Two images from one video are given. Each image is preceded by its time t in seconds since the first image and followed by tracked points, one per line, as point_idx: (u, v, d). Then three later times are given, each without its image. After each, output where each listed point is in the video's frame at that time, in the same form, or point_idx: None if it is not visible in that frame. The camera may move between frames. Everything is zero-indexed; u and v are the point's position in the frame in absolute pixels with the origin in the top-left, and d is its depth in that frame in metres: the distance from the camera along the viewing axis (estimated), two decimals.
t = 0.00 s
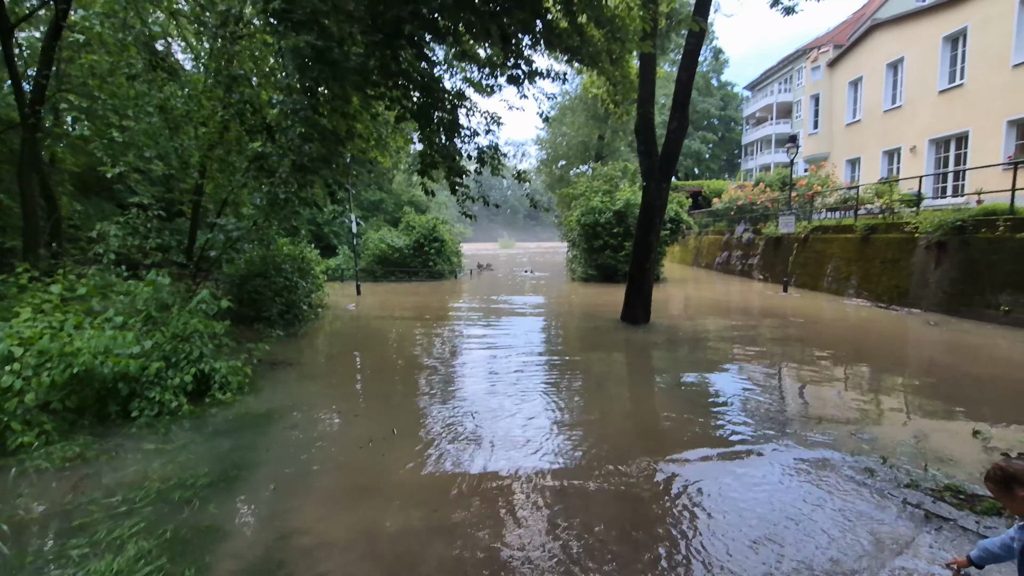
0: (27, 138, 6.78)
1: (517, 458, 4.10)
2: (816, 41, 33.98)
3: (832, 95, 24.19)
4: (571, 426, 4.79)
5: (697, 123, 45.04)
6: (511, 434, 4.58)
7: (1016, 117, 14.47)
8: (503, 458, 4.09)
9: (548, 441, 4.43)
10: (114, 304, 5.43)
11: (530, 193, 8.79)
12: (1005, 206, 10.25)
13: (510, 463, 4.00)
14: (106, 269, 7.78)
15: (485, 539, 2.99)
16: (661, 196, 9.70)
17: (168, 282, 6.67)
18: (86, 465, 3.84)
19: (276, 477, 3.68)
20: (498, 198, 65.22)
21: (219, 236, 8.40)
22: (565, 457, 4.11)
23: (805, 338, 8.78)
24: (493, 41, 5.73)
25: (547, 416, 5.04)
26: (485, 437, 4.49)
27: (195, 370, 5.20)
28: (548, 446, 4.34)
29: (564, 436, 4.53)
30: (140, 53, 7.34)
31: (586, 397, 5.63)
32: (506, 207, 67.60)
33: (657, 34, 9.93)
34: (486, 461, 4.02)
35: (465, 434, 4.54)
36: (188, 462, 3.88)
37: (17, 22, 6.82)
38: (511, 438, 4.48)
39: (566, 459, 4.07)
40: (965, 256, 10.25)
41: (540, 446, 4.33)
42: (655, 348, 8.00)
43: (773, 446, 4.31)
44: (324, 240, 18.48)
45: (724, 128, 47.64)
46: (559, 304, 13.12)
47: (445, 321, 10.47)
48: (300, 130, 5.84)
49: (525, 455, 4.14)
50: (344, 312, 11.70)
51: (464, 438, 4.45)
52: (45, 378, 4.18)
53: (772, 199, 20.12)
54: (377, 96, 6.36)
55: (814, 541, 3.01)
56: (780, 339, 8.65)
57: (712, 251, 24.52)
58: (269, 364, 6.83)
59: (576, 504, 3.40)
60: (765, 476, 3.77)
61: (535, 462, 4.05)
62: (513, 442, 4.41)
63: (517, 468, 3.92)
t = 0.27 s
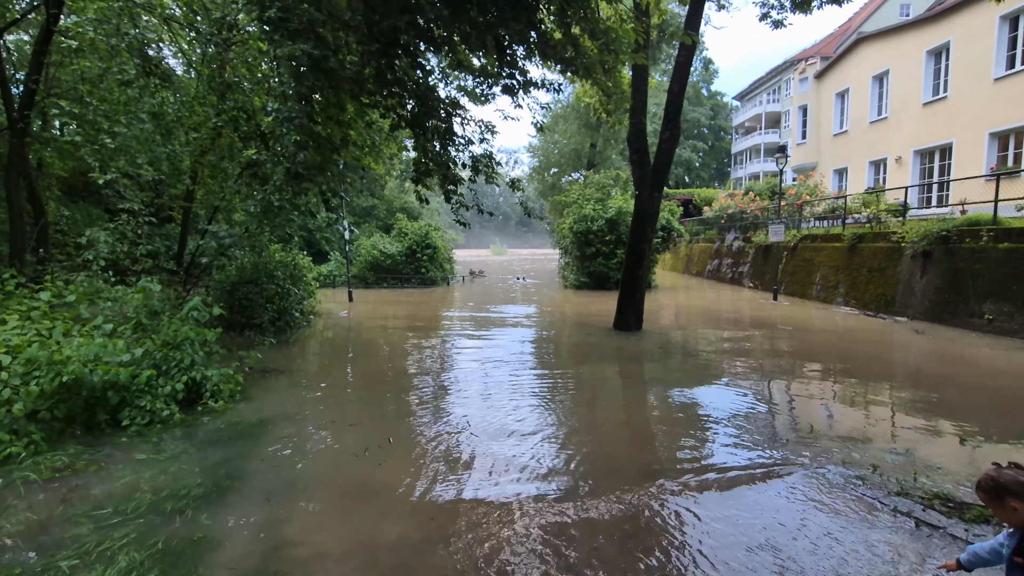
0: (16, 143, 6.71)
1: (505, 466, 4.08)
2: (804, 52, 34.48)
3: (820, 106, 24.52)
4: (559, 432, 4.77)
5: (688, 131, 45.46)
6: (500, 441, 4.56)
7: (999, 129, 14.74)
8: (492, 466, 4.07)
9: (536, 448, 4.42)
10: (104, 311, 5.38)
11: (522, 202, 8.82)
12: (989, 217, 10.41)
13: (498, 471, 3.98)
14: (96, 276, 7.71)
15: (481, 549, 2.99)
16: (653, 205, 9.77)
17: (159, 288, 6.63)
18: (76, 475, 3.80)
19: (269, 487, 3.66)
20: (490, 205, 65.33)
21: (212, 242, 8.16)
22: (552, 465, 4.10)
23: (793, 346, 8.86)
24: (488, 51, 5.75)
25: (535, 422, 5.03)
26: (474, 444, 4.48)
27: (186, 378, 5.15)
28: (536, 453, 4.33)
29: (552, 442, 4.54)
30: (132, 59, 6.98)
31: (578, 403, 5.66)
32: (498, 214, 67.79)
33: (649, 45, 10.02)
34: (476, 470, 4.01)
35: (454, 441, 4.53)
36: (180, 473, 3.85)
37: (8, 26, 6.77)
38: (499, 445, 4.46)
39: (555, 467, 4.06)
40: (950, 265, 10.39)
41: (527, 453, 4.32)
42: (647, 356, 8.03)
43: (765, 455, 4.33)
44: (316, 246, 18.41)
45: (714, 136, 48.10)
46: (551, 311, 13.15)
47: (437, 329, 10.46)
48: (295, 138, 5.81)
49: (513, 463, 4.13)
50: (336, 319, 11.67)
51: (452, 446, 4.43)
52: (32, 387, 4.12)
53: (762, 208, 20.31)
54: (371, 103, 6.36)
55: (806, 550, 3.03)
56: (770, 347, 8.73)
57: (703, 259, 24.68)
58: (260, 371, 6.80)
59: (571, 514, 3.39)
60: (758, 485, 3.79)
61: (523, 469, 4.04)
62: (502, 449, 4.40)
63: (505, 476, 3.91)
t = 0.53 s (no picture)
0: (14, 150, 6.71)
1: (500, 477, 4.06)
2: (799, 64, 34.80)
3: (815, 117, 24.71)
4: (556, 443, 4.75)
5: (684, 141, 45.73)
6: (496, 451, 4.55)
7: (992, 140, 14.87)
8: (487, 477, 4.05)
9: (531, 458, 4.40)
10: (101, 319, 5.36)
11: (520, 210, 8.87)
12: (983, 227, 10.49)
13: (492, 481, 3.96)
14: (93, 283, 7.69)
15: (478, 561, 2.98)
16: (650, 215, 9.80)
17: (156, 295, 6.61)
18: (71, 485, 3.77)
19: (266, 497, 3.65)
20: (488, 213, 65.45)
21: (209, 249, 7.82)
22: (547, 476, 4.08)
23: (790, 355, 8.87)
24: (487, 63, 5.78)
25: (533, 432, 5.00)
26: (469, 454, 4.46)
27: (183, 387, 5.13)
28: (532, 464, 4.29)
29: (548, 454, 4.50)
30: (133, 67, 6.99)
31: (575, 412, 5.65)
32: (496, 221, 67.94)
33: (647, 56, 10.09)
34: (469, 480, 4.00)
35: (449, 451, 4.52)
36: (177, 483, 3.83)
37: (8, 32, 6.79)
38: (494, 455, 4.44)
39: (551, 478, 4.04)
40: (944, 275, 10.44)
41: (522, 463, 4.29)
42: (644, 365, 8.04)
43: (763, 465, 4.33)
44: (313, 253, 18.40)
45: (710, 145, 48.39)
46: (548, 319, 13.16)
47: (434, 336, 10.46)
48: (295, 147, 5.81)
49: (508, 474, 4.12)
50: (333, 326, 11.65)
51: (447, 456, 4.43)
52: (27, 396, 4.08)
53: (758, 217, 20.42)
54: (371, 112, 6.37)
55: (804, 562, 3.02)
56: (766, 356, 8.76)
57: (699, 267, 24.76)
58: (257, 379, 6.78)
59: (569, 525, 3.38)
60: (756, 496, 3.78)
61: (518, 481, 4.01)
62: (497, 459, 4.38)
63: (499, 487, 3.88)
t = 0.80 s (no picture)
0: (16, 157, 6.71)
1: (499, 489, 4.01)
2: (798, 73, 34.98)
3: (814, 126, 24.79)
4: (556, 452, 4.75)
5: (684, 149, 45.93)
6: (494, 460, 4.54)
7: (990, 150, 14.93)
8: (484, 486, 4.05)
9: (532, 471, 4.34)
10: (101, 327, 5.35)
11: (520, 218, 8.91)
12: (982, 237, 10.50)
13: (491, 492, 3.95)
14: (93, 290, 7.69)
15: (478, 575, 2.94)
16: (650, 224, 9.82)
17: (156, 303, 6.61)
18: (69, 496, 3.74)
19: (265, 509, 3.63)
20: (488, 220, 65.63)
21: (209, 257, 7.74)
22: (547, 486, 4.07)
23: (789, 364, 8.86)
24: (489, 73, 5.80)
25: (533, 442, 5.01)
26: (467, 463, 4.46)
27: (182, 396, 5.10)
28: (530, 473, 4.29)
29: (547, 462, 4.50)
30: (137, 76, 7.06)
31: (575, 421, 5.64)
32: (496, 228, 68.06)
33: (646, 65, 10.13)
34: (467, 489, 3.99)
35: (447, 460, 4.52)
36: (175, 494, 3.81)
37: (12, 40, 6.81)
38: (493, 465, 4.44)
39: (550, 490, 4.00)
40: (944, 285, 10.44)
41: (521, 474, 4.28)
42: (643, 374, 8.04)
43: (764, 474, 4.28)
44: (313, 260, 18.43)
45: (710, 154, 48.59)
46: (547, 327, 13.14)
47: (433, 344, 10.46)
48: (296, 155, 5.79)
49: (506, 484, 4.11)
50: (332, 334, 11.64)
51: (445, 465, 4.42)
52: (25, 405, 4.05)
53: (757, 226, 20.45)
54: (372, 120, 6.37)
55: None
56: (766, 366, 8.75)
57: (699, 276, 24.80)
58: (256, 388, 6.76)
59: (570, 538, 3.34)
60: (757, 506, 3.76)
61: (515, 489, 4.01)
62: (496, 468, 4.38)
63: (498, 498, 3.87)
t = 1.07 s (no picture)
0: (16, 165, 6.71)
1: (499, 502, 3.97)
2: (797, 82, 35.17)
3: (813, 135, 24.87)
4: (554, 462, 4.75)
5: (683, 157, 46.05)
6: (491, 471, 4.54)
7: (988, 159, 14.98)
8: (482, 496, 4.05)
9: (531, 484, 4.30)
10: (99, 336, 5.33)
11: (520, 226, 8.91)
12: (982, 246, 10.51)
13: (490, 505, 3.91)
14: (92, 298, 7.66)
15: None
16: (650, 231, 9.82)
17: (156, 310, 6.59)
18: (65, 506, 3.71)
19: (263, 519, 3.60)
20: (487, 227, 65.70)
21: (208, 265, 7.74)
22: (547, 499, 4.03)
23: (789, 373, 8.84)
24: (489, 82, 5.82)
25: (531, 452, 5.01)
26: (464, 473, 4.46)
27: (180, 404, 5.08)
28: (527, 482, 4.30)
29: (545, 473, 4.51)
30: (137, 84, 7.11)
31: (574, 431, 5.61)
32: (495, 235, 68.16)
33: (645, 74, 10.17)
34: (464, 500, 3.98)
35: (444, 471, 4.52)
36: (173, 505, 3.78)
37: (15, 48, 6.85)
38: (491, 476, 4.42)
39: (550, 502, 3.97)
40: (943, 294, 10.44)
41: (521, 487, 4.23)
42: (643, 382, 8.02)
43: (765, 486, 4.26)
44: (312, 267, 18.42)
45: (708, 162, 48.73)
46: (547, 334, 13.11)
47: (432, 352, 10.43)
48: (297, 164, 5.79)
49: (506, 496, 4.07)
50: (331, 341, 11.62)
51: (442, 476, 4.42)
52: (22, 414, 4.03)
53: (757, 234, 20.46)
54: (372, 129, 6.38)
55: None
56: (766, 374, 8.74)
57: (699, 283, 24.79)
58: (254, 397, 6.74)
59: (570, 551, 3.31)
60: (760, 520, 3.72)
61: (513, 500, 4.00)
62: (494, 478, 4.38)
63: (498, 510, 3.83)
